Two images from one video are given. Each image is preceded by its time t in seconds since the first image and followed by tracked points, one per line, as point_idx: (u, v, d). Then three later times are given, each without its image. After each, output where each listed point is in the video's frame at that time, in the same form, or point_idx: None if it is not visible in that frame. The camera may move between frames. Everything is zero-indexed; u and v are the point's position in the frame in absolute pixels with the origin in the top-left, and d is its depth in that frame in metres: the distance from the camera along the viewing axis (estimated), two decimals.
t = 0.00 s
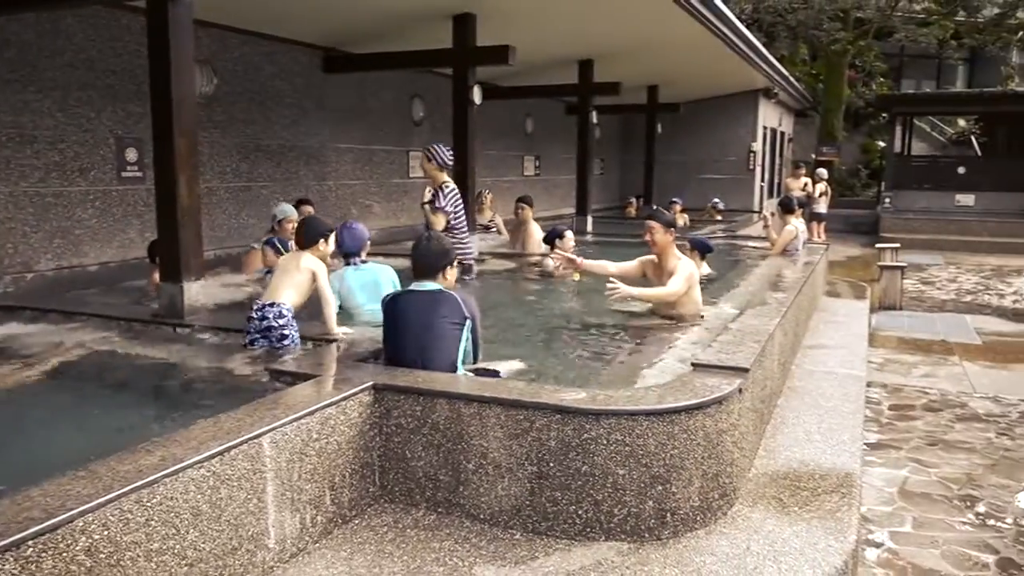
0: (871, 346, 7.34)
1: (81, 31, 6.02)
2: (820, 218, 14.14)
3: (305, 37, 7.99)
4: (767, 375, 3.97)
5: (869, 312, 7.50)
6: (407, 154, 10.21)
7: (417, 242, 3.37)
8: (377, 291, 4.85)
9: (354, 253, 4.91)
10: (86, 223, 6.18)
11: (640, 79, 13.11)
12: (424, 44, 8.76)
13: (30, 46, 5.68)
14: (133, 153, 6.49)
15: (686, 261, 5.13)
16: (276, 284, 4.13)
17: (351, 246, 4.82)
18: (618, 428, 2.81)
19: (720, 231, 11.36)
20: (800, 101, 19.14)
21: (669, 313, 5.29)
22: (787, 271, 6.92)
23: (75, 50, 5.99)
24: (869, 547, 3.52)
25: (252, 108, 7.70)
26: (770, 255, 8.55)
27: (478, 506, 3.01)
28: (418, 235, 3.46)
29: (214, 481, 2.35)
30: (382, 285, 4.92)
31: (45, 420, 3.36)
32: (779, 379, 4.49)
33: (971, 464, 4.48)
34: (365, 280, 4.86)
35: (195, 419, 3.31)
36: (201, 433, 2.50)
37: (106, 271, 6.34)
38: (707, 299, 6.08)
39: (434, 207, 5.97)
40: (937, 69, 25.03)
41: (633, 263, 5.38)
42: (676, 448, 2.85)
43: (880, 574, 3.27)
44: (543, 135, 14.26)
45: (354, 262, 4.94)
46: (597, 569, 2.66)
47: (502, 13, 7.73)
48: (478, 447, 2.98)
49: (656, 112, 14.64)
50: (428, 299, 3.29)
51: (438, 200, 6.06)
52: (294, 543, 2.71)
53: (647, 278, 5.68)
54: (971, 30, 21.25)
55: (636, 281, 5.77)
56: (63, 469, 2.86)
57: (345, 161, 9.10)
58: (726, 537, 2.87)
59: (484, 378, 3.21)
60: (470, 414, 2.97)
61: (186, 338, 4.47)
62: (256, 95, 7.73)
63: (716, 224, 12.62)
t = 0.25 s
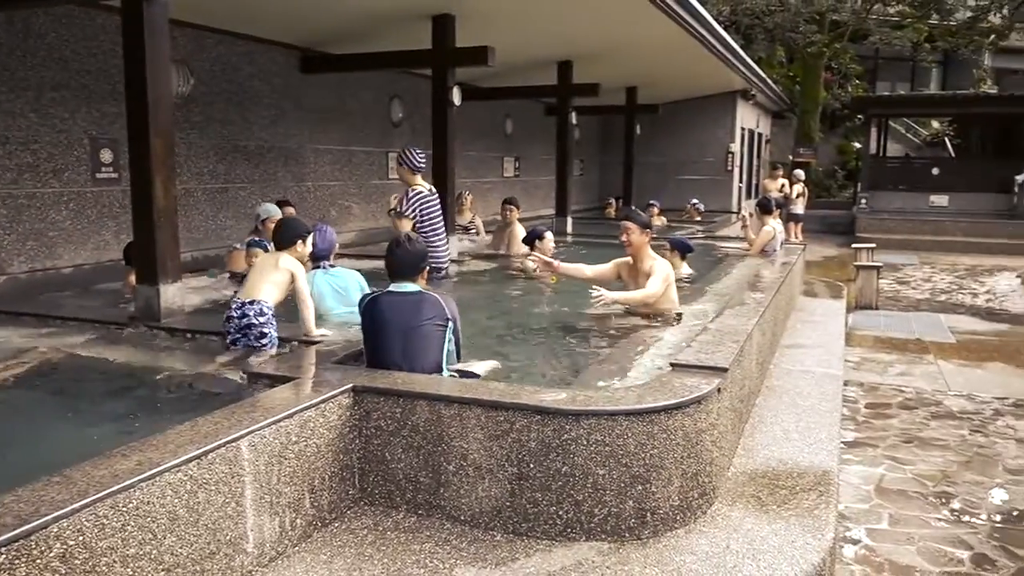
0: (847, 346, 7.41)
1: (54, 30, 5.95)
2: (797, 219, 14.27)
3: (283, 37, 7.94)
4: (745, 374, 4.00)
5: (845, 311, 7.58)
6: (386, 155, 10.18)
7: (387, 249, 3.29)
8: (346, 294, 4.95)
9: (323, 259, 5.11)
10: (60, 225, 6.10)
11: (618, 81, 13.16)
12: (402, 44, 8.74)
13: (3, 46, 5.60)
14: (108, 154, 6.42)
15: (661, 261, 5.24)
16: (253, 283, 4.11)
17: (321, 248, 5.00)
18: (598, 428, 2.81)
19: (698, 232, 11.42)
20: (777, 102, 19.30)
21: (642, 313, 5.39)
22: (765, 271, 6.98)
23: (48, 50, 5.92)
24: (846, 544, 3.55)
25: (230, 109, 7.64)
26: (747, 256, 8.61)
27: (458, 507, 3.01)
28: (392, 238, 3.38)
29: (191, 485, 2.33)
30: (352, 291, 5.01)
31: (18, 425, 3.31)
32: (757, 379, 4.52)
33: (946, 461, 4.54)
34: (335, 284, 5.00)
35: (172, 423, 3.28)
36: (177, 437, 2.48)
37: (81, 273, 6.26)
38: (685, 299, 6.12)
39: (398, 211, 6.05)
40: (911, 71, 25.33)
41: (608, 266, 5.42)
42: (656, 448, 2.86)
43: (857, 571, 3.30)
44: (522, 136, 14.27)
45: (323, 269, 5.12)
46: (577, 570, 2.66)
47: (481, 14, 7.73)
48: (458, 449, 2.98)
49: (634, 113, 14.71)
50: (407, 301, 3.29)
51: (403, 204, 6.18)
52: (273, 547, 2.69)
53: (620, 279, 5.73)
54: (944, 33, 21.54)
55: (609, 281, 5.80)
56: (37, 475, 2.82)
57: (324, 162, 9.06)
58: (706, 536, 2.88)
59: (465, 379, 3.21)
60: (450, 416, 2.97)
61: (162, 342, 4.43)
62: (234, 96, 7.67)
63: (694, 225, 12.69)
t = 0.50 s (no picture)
0: (828, 346, 7.47)
1: (31, 31, 5.89)
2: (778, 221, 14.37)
3: (264, 38, 7.90)
4: (727, 376, 4.02)
5: (826, 312, 7.63)
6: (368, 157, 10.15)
7: (366, 254, 3.23)
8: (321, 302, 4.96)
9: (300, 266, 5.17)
10: (38, 228, 6.04)
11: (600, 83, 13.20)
12: (384, 46, 8.73)
13: None
14: (86, 156, 6.36)
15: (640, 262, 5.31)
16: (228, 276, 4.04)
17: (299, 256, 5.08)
18: (581, 430, 2.82)
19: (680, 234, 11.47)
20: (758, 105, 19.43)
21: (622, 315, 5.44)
22: (746, 273, 7.02)
23: (25, 50, 5.85)
24: (828, 544, 3.57)
25: (210, 111, 7.59)
26: (729, 258, 8.66)
27: (442, 510, 3.00)
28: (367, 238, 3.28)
29: (171, 490, 2.31)
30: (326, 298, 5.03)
31: None
32: (739, 380, 4.55)
33: (925, 460, 4.58)
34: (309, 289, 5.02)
35: (153, 427, 3.25)
36: (157, 441, 2.45)
37: (59, 277, 6.20)
38: (666, 301, 6.15)
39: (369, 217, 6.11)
40: (889, 74, 25.59)
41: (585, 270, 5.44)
42: (639, 449, 2.86)
43: (838, 570, 3.33)
44: (505, 138, 14.28)
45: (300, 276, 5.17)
46: (561, 572, 2.66)
47: (463, 16, 7.73)
48: (441, 452, 2.97)
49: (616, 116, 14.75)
50: (388, 304, 3.28)
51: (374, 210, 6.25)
52: (255, 552, 2.67)
53: (597, 282, 5.75)
54: (922, 37, 21.78)
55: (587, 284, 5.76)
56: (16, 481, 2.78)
57: (306, 164, 9.01)
58: (689, 537, 2.89)
59: (448, 382, 3.20)
60: (433, 418, 2.96)
61: (142, 345, 4.39)
62: (214, 97, 7.62)
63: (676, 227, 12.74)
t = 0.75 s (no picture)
0: (816, 347, 7.51)
1: (16, 31, 5.84)
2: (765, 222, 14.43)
3: (251, 40, 7.87)
4: (715, 377, 4.03)
5: (813, 313, 7.67)
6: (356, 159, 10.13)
7: (350, 257, 3.21)
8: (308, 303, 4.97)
9: (288, 271, 5.14)
10: (22, 230, 5.99)
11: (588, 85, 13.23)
12: (372, 47, 8.71)
13: None
14: (72, 158, 6.32)
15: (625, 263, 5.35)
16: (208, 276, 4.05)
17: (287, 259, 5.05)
18: (571, 431, 2.82)
19: (668, 236, 11.50)
20: (745, 107, 19.52)
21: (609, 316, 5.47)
22: (734, 274, 7.04)
23: (9, 51, 5.81)
24: (816, 544, 3.59)
25: (197, 112, 7.56)
26: (717, 260, 8.69)
27: (431, 513, 3.00)
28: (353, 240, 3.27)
29: (158, 493, 2.29)
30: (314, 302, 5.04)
31: None
32: (727, 381, 4.56)
33: (912, 460, 4.61)
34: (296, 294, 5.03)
35: (139, 430, 3.22)
36: (144, 445, 2.44)
37: (44, 279, 6.15)
38: (655, 302, 6.16)
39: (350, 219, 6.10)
40: (875, 77, 25.77)
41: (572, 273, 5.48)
42: (628, 450, 2.87)
43: (826, 570, 3.34)
44: (493, 140, 14.28)
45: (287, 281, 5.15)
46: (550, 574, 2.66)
47: (451, 18, 7.73)
48: (430, 454, 2.97)
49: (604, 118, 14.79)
50: (377, 307, 3.27)
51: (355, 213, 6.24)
52: (243, 555, 2.66)
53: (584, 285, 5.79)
54: (907, 40, 21.95)
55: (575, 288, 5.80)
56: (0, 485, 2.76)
57: (294, 166, 8.99)
58: (677, 537, 2.90)
59: (437, 384, 3.19)
60: (422, 421, 2.96)
61: (128, 348, 4.36)
62: (201, 99, 7.59)
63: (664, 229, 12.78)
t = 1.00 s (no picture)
0: (805, 348, 7.54)
1: (3, 32, 5.80)
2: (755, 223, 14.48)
3: (240, 41, 7.85)
4: (706, 377, 4.04)
5: (803, 314, 7.70)
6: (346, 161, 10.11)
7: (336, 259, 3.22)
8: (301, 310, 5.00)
9: (283, 273, 5.11)
10: (9, 232, 5.95)
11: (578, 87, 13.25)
12: (362, 48, 8.70)
13: None
14: (60, 159, 6.28)
15: (601, 270, 5.50)
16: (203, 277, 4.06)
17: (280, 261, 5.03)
18: (561, 433, 2.82)
19: (659, 237, 11.52)
20: (735, 109, 19.58)
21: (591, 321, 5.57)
22: (724, 275, 7.07)
23: None
24: (806, 544, 3.60)
25: (186, 113, 7.53)
26: (707, 261, 8.72)
27: (422, 515, 2.99)
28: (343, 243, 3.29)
29: (147, 497, 2.28)
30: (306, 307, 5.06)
31: None
32: (717, 381, 4.58)
33: (901, 460, 4.63)
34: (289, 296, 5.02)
35: (129, 433, 3.21)
36: (132, 447, 2.42)
37: (32, 281, 6.11)
38: (645, 304, 6.18)
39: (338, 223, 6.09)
40: (864, 79, 25.90)
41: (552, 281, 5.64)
42: (618, 452, 2.87)
43: (816, 570, 3.35)
44: (484, 141, 14.28)
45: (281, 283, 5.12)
46: None
47: (441, 19, 7.72)
48: (421, 455, 2.96)
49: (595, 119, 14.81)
50: (367, 307, 3.27)
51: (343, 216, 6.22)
52: (232, 558, 2.65)
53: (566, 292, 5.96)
54: (895, 42, 22.08)
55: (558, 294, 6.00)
56: None
57: (284, 167, 8.96)
58: (668, 538, 2.91)
59: (428, 385, 3.19)
60: (413, 422, 2.95)
61: (117, 351, 4.34)
62: (190, 100, 7.56)
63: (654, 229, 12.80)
